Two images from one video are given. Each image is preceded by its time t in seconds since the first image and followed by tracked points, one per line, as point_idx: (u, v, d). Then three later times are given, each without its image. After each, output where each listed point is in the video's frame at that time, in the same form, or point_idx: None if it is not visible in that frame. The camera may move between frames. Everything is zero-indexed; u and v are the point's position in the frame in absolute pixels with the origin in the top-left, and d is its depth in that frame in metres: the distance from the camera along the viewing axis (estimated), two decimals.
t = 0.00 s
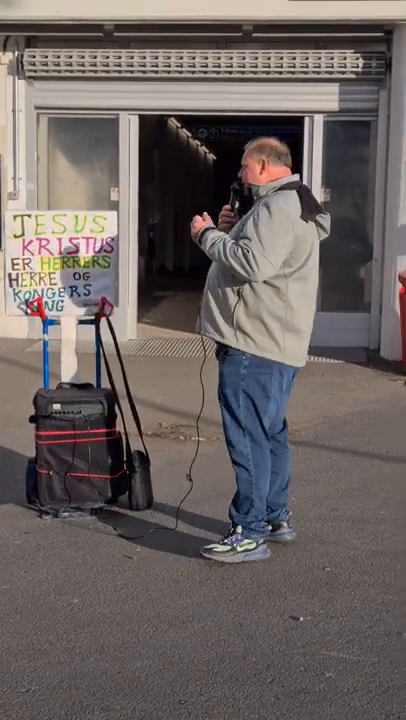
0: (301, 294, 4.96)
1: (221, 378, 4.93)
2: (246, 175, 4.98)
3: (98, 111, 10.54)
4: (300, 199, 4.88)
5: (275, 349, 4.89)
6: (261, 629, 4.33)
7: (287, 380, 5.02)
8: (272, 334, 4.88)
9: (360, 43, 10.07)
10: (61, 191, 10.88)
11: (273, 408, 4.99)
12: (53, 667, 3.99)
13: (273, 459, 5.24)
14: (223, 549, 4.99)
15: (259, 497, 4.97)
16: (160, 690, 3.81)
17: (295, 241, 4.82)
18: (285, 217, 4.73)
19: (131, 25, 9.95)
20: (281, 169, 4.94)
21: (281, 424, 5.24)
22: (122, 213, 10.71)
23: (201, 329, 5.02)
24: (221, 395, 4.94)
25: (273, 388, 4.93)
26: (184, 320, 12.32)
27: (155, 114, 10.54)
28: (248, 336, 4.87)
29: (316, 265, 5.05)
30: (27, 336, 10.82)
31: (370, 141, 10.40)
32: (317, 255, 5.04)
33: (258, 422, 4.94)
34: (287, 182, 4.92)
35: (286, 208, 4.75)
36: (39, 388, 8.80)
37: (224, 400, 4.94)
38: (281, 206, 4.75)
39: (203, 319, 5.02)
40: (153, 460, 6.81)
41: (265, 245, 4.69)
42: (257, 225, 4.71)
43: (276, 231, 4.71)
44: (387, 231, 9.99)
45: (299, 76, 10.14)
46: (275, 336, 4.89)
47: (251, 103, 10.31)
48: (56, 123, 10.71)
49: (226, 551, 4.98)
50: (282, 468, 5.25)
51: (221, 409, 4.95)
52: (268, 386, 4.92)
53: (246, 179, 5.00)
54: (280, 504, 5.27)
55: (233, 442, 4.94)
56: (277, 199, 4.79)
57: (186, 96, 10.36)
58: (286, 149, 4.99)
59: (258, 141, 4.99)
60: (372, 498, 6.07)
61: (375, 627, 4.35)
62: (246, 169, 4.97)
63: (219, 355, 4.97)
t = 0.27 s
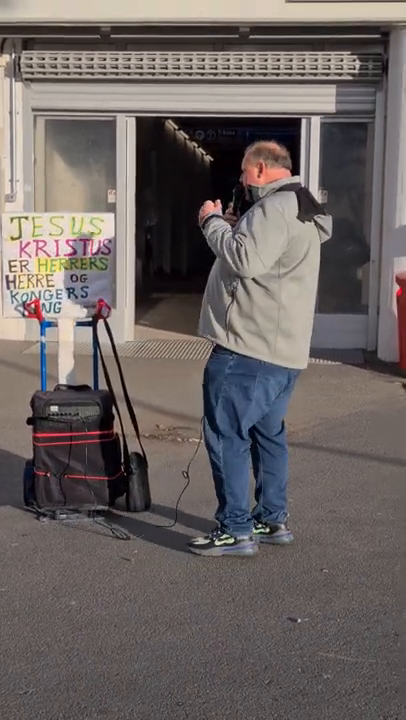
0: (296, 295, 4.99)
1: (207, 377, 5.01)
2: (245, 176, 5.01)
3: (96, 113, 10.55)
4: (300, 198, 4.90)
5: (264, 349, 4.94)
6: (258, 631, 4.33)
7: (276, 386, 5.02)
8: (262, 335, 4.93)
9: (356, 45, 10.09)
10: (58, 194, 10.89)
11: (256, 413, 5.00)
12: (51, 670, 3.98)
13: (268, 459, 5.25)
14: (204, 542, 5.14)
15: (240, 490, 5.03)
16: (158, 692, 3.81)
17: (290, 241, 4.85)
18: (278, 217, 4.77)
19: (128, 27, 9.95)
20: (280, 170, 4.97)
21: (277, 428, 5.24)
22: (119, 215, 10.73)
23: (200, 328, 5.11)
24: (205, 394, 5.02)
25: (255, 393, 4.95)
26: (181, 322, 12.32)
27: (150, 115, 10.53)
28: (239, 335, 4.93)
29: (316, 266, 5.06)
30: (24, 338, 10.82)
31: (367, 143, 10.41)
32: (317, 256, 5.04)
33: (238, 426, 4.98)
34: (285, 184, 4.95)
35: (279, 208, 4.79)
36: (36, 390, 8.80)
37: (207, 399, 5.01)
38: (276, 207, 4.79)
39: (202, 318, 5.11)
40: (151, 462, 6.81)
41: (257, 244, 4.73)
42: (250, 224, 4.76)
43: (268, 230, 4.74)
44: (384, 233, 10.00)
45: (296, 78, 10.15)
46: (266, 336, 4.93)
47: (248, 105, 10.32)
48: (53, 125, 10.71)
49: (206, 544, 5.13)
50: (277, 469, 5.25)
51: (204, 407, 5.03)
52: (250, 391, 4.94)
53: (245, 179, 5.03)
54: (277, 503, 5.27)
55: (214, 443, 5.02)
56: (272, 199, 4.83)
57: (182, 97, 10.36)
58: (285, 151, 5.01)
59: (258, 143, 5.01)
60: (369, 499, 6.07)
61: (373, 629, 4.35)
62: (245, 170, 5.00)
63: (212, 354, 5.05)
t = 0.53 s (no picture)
0: (287, 300, 4.98)
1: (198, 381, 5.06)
2: (246, 176, 5.05)
3: (95, 115, 10.56)
4: (293, 199, 4.88)
5: (253, 354, 4.95)
6: (257, 632, 4.33)
7: (267, 388, 5.03)
8: (250, 340, 4.94)
9: (356, 46, 10.10)
10: (58, 195, 10.90)
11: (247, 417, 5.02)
12: (50, 671, 3.98)
13: (268, 461, 5.26)
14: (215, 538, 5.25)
15: (238, 488, 5.07)
16: (157, 694, 3.81)
17: (279, 247, 4.84)
18: (265, 224, 4.77)
19: (127, 28, 9.95)
20: (277, 173, 4.99)
21: (276, 430, 5.23)
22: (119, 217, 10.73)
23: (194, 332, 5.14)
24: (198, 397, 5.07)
25: (245, 397, 4.97)
26: (181, 323, 12.32)
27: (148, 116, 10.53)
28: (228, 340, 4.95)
29: (310, 270, 5.03)
30: (24, 340, 10.82)
31: (367, 145, 10.42)
32: (310, 261, 5.01)
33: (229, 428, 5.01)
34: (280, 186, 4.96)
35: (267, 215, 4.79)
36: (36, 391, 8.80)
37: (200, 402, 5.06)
38: (264, 213, 4.79)
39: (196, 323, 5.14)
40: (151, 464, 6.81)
41: (243, 251, 4.75)
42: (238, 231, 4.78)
43: (255, 238, 4.75)
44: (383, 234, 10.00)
45: (296, 80, 10.16)
46: (254, 341, 4.94)
47: (248, 107, 10.33)
48: (53, 126, 10.72)
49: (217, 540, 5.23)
50: (276, 472, 5.26)
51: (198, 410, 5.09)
52: (239, 395, 4.96)
53: (245, 180, 5.07)
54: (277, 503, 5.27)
55: (208, 445, 5.07)
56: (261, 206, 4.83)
57: (182, 99, 10.36)
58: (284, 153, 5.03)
59: (261, 144, 5.05)
60: (369, 501, 6.07)
61: (372, 630, 4.35)
62: (246, 171, 5.05)
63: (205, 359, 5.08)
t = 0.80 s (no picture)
0: (272, 301, 4.97)
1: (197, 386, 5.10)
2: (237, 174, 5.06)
3: (95, 116, 10.56)
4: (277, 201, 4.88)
5: (240, 357, 4.94)
6: (256, 634, 4.32)
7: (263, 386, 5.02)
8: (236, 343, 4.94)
9: (355, 48, 10.10)
10: (57, 196, 10.90)
11: (246, 416, 5.01)
12: (49, 673, 3.98)
13: (266, 463, 5.26)
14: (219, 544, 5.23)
15: (241, 490, 5.06)
16: (155, 695, 3.80)
17: (260, 252, 4.82)
18: (245, 231, 4.76)
19: (127, 30, 9.95)
20: (268, 172, 4.98)
21: (275, 430, 5.23)
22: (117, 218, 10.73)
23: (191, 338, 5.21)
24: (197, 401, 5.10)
25: (240, 396, 4.97)
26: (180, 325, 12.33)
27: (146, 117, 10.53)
28: (216, 342, 4.97)
29: (297, 271, 5.00)
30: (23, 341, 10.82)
31: (366, 147, 10.42)
32: (298, 262, 4.98)
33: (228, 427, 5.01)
34: (269, 187, 4.96)
35: (248, 221, 4.77)
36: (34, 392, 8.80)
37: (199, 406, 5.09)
38: (245, 219, 4.78)
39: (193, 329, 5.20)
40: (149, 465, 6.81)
41: (224, 258, 4.75)
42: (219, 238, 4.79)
43: (236, 244, 4.75)
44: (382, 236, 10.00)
45: (295, 82, 10.16)
46: (240, 343, 4.94)
47: (247, 109, 10.34)
48: (52, 128, 10.73)
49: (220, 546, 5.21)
50: (275, 475, 5.26)
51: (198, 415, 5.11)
52: (234, 396, 4.97)
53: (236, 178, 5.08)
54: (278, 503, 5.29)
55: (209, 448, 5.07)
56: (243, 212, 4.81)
57: (181, 100, 10.37)
58: (276, 151, 5.01)
59: (254, 142, 5.04)
60: (367, 503, 6.07)
61: (371, 632, 4.35)
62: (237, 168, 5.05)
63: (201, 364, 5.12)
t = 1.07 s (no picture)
0: (262, 301, 4.96)
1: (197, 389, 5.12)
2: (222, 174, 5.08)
3: (94, 117, 10.57)
4: (260, 201, 4.87)
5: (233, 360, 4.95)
6: (255, 636, 4.32)
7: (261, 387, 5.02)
8: (228, 347, 4.96)
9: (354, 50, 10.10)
10: (55, 197, 10.91)
11: (246, 417, 5.02)
12: (48, 674, 3.97)
13: (268, 467, 5.26)
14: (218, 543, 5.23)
15: (242, 491, 5.06)
16: (154, 697, 3.80)
17: (243, 255, 4.82)
18: (225, 236, 4.77)
19: (126, 31, 9.95)
20: (252, 171, 4.98)
21: (276, 433, 5.23)
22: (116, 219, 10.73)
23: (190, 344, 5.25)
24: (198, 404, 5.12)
25: (238, 397, 4.98)
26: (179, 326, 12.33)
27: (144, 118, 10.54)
28: (209, 348, 5.00)
29: (286, 269, 4.98)
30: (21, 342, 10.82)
31: (364, 148, 10.42)
32: (286, 261, 4.96)
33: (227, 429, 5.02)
34: (252, 187, 4.97)
35: (227, 226, 4.78)
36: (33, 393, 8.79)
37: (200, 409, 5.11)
38: (225, 223, 4.79)
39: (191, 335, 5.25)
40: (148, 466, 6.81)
41: (206, 265, 4.77)
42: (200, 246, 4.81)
43: (217, 250, 4.76)
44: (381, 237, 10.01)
45: (294, 83, 10.16)
46: (232, 346, 4.95)
47: (246, 110, 10.34)
48: (51, 129, 10.73)
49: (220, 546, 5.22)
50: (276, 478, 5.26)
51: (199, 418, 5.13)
52: (232, 397, 4.98)
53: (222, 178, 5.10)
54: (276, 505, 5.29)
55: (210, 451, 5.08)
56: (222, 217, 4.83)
57: (179, 101, 10.37)
58: (260, 151, 5.01)
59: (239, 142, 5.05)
60: (366, 504, 6.07)
61: (370, 634, 4.35)
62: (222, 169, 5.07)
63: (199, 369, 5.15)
